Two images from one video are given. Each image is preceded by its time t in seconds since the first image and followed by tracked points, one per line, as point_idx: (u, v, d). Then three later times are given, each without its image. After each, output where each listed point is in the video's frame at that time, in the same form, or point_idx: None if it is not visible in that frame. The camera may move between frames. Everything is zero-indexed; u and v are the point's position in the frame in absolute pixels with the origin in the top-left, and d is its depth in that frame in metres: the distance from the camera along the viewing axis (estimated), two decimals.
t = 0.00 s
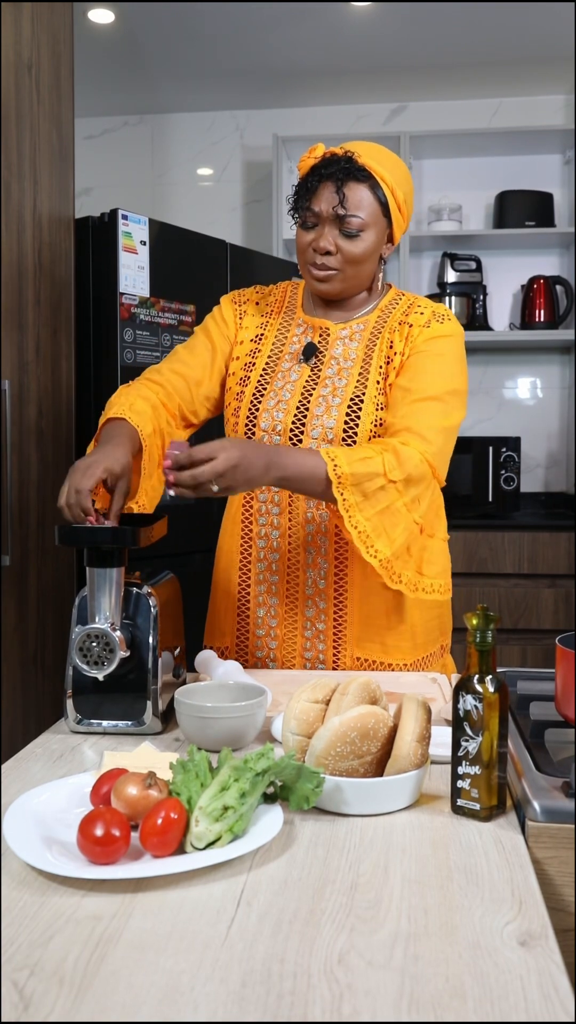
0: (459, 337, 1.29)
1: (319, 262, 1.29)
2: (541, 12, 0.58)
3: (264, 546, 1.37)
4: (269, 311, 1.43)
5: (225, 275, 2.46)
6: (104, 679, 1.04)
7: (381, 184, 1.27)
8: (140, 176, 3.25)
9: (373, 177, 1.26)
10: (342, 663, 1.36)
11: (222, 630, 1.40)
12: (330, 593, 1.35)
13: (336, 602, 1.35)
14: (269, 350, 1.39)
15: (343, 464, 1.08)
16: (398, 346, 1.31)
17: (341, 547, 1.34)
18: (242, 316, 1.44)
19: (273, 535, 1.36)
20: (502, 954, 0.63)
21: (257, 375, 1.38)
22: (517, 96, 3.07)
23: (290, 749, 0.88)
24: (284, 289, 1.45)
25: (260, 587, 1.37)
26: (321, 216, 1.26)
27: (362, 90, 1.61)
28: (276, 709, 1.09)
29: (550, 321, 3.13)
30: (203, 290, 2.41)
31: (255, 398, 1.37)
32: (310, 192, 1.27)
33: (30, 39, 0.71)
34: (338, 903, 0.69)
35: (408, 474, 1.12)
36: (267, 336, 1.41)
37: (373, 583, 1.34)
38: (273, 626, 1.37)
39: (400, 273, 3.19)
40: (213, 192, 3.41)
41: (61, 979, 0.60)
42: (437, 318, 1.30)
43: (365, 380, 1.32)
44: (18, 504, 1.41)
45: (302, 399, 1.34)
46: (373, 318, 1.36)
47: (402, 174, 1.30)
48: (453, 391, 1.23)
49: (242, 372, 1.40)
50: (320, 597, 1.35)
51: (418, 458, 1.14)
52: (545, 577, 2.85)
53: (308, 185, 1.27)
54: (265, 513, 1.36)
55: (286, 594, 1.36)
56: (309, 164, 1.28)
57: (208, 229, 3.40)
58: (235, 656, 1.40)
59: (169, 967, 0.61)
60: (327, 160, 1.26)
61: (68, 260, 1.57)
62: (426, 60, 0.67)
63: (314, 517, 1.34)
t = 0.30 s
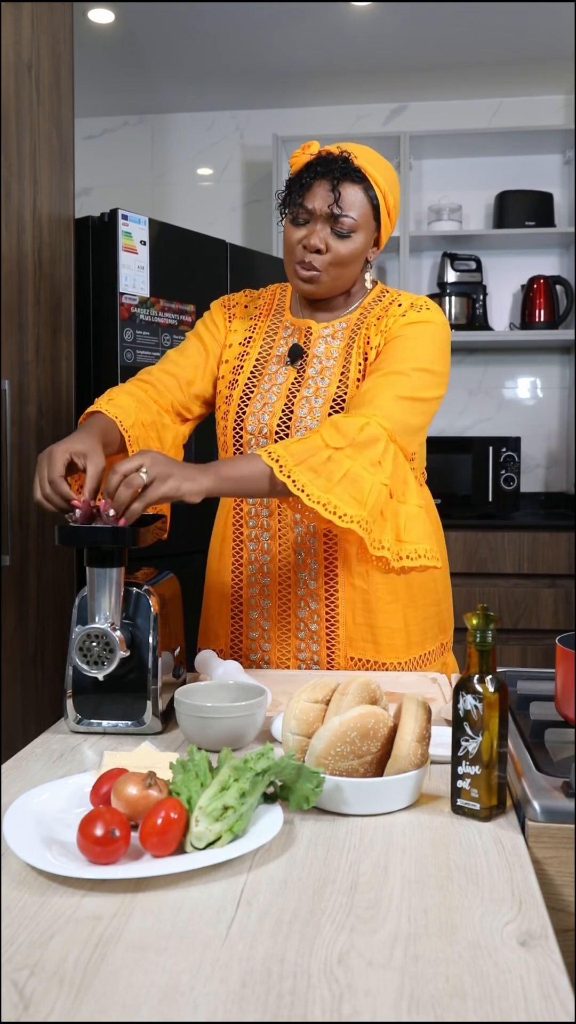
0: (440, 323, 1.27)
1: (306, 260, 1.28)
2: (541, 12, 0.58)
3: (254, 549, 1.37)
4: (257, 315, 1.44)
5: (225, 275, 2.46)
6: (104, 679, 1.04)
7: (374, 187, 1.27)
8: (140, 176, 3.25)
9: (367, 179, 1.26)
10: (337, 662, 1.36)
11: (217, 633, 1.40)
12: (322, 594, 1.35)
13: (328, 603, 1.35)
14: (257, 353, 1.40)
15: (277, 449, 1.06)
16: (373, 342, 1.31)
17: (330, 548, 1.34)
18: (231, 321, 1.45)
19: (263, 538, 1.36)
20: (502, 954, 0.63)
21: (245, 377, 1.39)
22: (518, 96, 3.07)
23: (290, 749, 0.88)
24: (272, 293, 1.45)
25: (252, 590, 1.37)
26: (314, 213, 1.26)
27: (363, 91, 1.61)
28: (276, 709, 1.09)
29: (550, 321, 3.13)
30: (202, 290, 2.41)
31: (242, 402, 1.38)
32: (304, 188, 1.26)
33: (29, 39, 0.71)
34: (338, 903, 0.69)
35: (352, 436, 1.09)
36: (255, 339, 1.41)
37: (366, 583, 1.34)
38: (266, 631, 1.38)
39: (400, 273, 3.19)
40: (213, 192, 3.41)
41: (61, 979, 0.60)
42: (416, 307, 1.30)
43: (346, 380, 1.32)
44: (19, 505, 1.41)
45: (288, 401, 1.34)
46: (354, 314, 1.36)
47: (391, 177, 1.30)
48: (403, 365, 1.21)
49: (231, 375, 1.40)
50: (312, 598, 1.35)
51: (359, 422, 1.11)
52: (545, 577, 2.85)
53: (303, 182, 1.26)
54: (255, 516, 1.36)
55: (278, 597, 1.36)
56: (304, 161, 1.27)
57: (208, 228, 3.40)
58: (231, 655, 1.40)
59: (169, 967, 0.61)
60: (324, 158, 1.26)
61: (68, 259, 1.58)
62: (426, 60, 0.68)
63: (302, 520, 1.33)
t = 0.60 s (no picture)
0: (438, 323, 1.28)
1: (296, 269, 1.29)
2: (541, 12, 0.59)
3: (252, 552, 1.37)
4: (252, 316, 1.43)
5: (225, 275, 2.46)
6: (104, 678, 1.04)
7: (359, 189, 1.26)
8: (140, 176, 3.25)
9: (350, 183, 1.26)
10: (334, 662, 1.37)
11: (215, 635, 1.41)
12: (319, 597, 1.35)
13: (325, 606, 1.35)
14: (253, 356, 1.39)
15: (298, 445, 1.06)
16: (374, 343, 1.32)
17: (328, 550, 1.33)
18: (226, 323, 1.45)
19: (259, 542, 1.36)
20: (502, 954, 0.63)
21: (242, 380, 1.38)
22: (517, 96, 3.07)
23: (290, 749, 0.88)
24: (267, 294, 1.45)
25: (250, 593, 1.37)
26: (299, 222, 1.26)
27: (362, 91, 1.61)
28: (276, 709, 1.09)
29: (550, 321, 3.13)
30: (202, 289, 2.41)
31: (239, 406, 1.38)
32: (287, 197, 1.26)
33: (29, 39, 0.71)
34: (338, 903, 0.69)
35: (372, 442, 1.08)
36: (251, 341, 1.41)
37: (363, 585, 1.34)
38: (264, 633, 1.38)
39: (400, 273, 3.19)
40: (213, 192, 3.42)
41: (61, 979, 0.60)
42: (415, 308, 1.30)
43: (346, 381, 1.32)
44: (18, 505, 1.42)
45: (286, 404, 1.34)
46: (353, 315, 1.36)
47: (381, 178, 1.29)
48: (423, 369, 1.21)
49: (227, 377, 1.40)
50: (309, 601, 1.35)
51: (379, 428, 1.10)
52: (545, 577, 2.86)
53: (286, 190, 1.26)
54: (252, 519, 1.36)
55: (275, 600, 1.36)
56: (285, 169, 1.27)
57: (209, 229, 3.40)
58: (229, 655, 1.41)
59: (169, 967, 0.61)
60: (305, 165, 1.25)
61: (67, 259, 1.58)
62: (425, 60, 0.68)
63: (300, 524, 1.33)
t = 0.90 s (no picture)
0: (446, 333, 1.29)
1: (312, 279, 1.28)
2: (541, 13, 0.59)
3: (253, 553, 1.37)
4: (253, 316, 1.43)
5: (225, 275, 2.46)
6: (104, 678, 1.04)
7: (367, 192, 1.26)
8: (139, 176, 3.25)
9: (359, 188, 1.25)
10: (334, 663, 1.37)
11: (215, 635, 1.41)
12: (321, 598, 1.35)
13: (326, 607, 1.35)
14: (255, 357, 1.39)
15: (355, 477, 1.07)
16: (385, 348, 1.32)
17: (331, 552, 1.33)
18: (227, 321, 1.45)
19: (261, 544, 1.36)
20: (502, 954, 0.63)
21: (244, 381, 1.38)
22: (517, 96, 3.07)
23: (290, 749, 0.88)
24: (269, 291, 1.45)
25: (250, 594, 1.38)
26: (312, 232, 1.24)
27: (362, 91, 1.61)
28: (276, 709, 1.10)
29: (550, 321, 3.13)
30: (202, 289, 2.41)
31: (241, 406, 1.37)
32: (298, 207, 1.23)
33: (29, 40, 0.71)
34: (338, 903, 0.69)
35: (419, 478, 1.11)
36: (252, 342, 1.41)
37: (365, 585, 1.34)
38: (265, 633, 1.38)
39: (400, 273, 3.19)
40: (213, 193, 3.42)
41: (61, 979, 0.60)
42: (424, 316, 1.31)
43: (352, 383, 1.33)
44: (18, 505, 1.42)
45: (290, 405, 1.34)
46: (358, 317, 1.36)
47: (382, 180, 1.29)
48: (451, 391, 1.23)
49: (229, 376, 1.40)
50: (310, 604, 1.35)
51: (424, 460, 1.13)
52: (545, 577, 2.86)
53: (296, 200, 1.23)
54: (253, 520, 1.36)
55: (276, 600, 1.37)
56: (292, 176, 1.24)
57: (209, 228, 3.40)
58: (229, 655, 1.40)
59: (169, 967, 0.61)
60: (314, 174, 1.23)
61: (67, 259, 1.58)
62: (426, 60, 0.68)
63: (302, 526, 1.33)
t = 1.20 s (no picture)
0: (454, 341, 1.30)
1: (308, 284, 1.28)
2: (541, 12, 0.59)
3: (256, 556, 1.38)
4: (256, 315, 1.43)
5: (225, 275, 2.47)
6: (104, 678, 1.04)
7: (368, 195, 1.25)
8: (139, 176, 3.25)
9: (360, 192, 1.24)
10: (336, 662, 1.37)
11: (216, 636, 1.41)
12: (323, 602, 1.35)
13: (328, 609, 1.35)
14: (259, 357, 1.39)
15: (376, 534, 1.08)
16: (393, 356, 1.32)
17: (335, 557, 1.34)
18: (231, 320, 1.45)
19: (265, 545, 1.37)
20: (502, 954, 0.63)
21: (247, 382, 1.38)
22: (517, 96, 3.07)
23: (290, 749, 0.88)
24: (272, 290, 1.45)
25: (253, 596, 1.39)
26: (309, 236, 1.24)
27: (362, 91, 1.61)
28: (276, 709, 1.10)
29: (550, 321, 3.13)
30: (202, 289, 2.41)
31: (245, 408, 1.37)
32: (295, 210, 1.23)
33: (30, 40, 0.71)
34: (338, 903, 0.69)
35: (432, 511, 1.13)
36: (256, 343, 1.40)
37: (368, 585, 1.35)
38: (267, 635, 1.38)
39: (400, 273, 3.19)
40: (213, 193, 3.42)
41: (61, 979, 0.60)
42: (432, 325, 1.31)
43: (360, 388, 1.33)
44: (18, 504, 1.42)
45: (295, 408, 1.34)
46: (366, 318, 1.36)
47: (386, 181, 1.27)
48: (457, 404, 1.23)
49: (232, 376, 1.40)
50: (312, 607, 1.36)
51: (434, 489, 1.14)
52: (546, 577, 2.86)
53: (293, 203, 1.23)
54: (257, 522, 1.38)
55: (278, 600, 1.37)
56: (291, 178, 1.24)
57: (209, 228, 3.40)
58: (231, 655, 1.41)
59: (169, 967, 0.61)
60: (312, 177, 1.23)
61: (67, 259, 1.58)
62: (426, 61, 0.68)
63: (305, 528, 1.35)
